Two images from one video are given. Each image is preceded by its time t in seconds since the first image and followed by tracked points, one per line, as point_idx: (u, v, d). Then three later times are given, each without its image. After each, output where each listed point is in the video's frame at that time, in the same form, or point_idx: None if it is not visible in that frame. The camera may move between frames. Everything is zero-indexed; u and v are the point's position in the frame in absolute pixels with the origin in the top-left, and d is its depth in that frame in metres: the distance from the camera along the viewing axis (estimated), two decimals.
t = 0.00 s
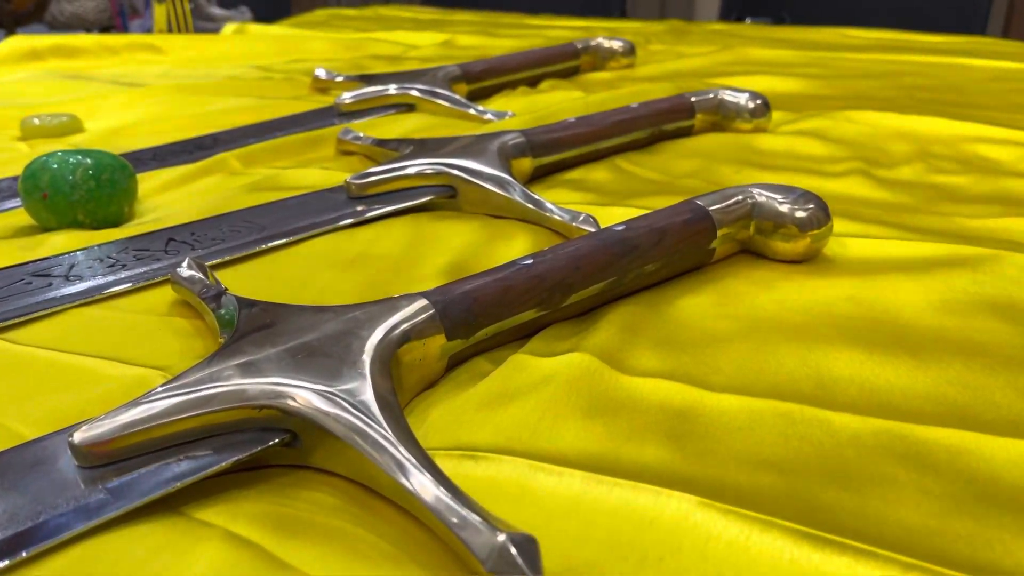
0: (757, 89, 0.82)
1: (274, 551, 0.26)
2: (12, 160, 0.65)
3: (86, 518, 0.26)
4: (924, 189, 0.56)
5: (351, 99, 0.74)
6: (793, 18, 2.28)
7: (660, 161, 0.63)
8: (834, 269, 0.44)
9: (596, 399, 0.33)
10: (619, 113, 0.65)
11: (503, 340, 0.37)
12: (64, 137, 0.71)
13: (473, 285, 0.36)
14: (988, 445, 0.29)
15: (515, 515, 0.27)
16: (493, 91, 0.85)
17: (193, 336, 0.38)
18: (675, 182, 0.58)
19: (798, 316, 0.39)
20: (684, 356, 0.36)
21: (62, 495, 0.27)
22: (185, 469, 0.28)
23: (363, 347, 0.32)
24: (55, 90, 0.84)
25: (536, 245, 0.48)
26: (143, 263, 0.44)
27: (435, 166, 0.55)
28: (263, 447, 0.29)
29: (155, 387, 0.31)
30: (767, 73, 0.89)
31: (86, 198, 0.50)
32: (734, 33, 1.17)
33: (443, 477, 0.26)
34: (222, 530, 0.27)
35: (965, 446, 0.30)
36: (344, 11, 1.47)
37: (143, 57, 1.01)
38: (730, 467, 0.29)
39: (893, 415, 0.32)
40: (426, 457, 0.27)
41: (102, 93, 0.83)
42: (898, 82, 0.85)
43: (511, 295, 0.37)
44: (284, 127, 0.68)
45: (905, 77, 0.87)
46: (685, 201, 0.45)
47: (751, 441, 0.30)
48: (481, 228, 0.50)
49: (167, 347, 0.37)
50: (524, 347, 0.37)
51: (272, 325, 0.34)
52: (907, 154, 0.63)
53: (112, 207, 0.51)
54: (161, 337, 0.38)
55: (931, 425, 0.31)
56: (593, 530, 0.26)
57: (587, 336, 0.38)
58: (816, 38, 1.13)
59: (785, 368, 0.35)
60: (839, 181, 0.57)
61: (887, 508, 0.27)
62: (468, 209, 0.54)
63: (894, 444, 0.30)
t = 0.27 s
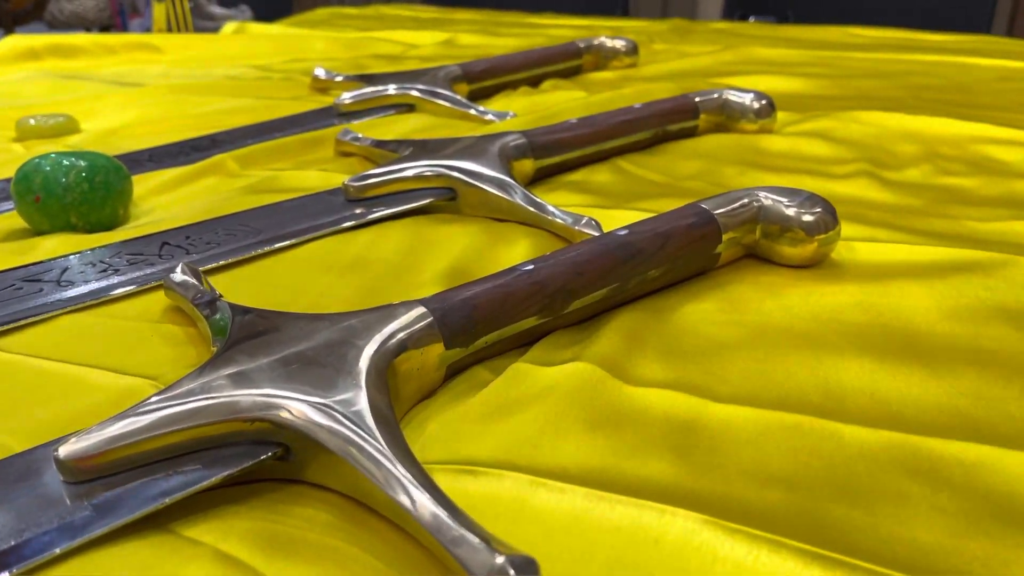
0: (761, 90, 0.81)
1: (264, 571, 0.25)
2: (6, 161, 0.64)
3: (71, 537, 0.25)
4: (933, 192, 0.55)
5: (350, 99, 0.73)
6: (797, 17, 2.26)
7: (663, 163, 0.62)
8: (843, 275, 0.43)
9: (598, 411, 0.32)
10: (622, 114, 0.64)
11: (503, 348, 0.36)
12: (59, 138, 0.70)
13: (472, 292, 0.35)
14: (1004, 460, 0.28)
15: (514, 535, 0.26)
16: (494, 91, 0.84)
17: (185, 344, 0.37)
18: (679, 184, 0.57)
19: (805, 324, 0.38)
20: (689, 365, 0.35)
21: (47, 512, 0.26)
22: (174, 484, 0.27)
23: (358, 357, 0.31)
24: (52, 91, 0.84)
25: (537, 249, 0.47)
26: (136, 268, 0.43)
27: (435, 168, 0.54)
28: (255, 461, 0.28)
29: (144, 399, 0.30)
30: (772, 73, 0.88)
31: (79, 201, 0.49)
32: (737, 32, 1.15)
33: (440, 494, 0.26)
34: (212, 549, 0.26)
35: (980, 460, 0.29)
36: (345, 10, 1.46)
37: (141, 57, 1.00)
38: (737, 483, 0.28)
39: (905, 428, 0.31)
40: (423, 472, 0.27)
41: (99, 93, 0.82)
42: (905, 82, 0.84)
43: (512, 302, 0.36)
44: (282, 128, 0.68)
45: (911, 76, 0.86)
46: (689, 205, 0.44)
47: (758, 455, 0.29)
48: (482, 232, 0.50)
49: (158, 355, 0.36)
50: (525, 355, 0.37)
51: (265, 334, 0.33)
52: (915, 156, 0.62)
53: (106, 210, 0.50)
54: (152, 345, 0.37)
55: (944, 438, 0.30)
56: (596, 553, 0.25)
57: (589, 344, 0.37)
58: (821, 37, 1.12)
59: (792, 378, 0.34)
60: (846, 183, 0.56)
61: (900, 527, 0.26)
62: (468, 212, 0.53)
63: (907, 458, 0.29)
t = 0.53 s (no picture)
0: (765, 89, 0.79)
1: None
2: None
3: (48, 555, 0.24)
4: (940, 193, 0.54)
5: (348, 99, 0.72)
6: (801, 15, 2.25)
7: (665, 163, 0.60)
8: (849, 279, 0.42)
9: (597, 421, 0.31)
10: (623, 113, 0.62)
11: (500, 355, 0.35)
12: (53, 138, 0.69)
13: (468, 297, 0.34)
14: (1019, 474, 0.27)
15: (509, 554, 0.25)
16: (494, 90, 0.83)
17: (174, 350, 0.36)
18: (682, 186, 0.56)
19: (811, 330, 0.37)
20: (691, 373, 0.34)
21: (23, 529, 0.25)
22: (157, 499, 0.26)
23: (349, 366, 0.30)
24: (47, 90, 0.83)
25: (536, 252, 0.46)
26: (126, 272, 0.42)
27: (432, 168, 0.53)
28: (241, 475, 0.27)
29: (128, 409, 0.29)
30: (775, 71, 0.86)
31: (69, 202, 0.48)
32: (741, 30, 1.14)
33: (432, 511, 0.25)
34: (195, 567, 0.25)
35: (994, 474, 0.28)
36: (344, 8, 1.45)
37: (138, 55, 0.99)
38: (741, 498, 0.27)
39: (915, 439, 0.30)
40: (414, 487, 0.26)
41: (94, 92, 0.81)
42: (911, 81, 0.82)
43: (509, 308, 0.35)
44: (278, 128, 0.67)
45: (917, 75, 0.85)
46: (692, 207, 0.43)
47: (763, 468, 0.28)
48: (480, 234, 0.49)
49: (146, 362, 0.35)
50: (522, 362, 0.36)
51: (254, 341, 0.32)
52: (922, 156, 0.61)
53: (97, 212, 0.49)
54: (140, 351, 0.36)
55: (956, 450, 0.29)
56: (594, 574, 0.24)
57: (588, 351, 0.36)
58: (826, 35, 1.10)
59: (798, 387, 0.33)
60: (851, 184, 0.55)
61: (911, 545, 0.25)
62: (466, 213, 0.52)
63: (917, 471, 0.28)
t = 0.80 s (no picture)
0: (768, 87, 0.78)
1: None
2: None
3: (22, 573, 0.23)
4: (949, 193, 0.53)
5: (345, 97, 0.71)
6: (805, 13, 2.23)
7: (667, 163, 0.59)
8: (856, 282, 0.41)
9: (596, 431, 0.30)
10: (624, 112, 0.61)
11: (496, 361, 0.34)
12: (46, 137, 0.68)
13: (463, 302, 0.33)
14: None
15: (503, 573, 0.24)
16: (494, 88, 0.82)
17: (162, 356, 0.35)
18: (684, 186, 0.55)
19: (817, 335, 0.36)
20: (693, 381, 0.33)
21: None
22: (138, 514, 0.25)
23: (339, 375, 0.29)
24: (41, 88, 0.82)
25: (535, 254, 0.45)
26: (114, 275, 0.41)
27: (429, 168, 0.52)
28: (226, 488, 0.26)
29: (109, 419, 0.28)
30: (779, 69, 0.85)
31: (57, 203, 0.47)
32: (744, 27, 1.13)
33: (422, 528, 0.24)
34: None
35: (1009, 487, 0.26)
36: (344, 5, 1.44)
37: (134, 53, 0.98)
38: (746, 513, 0.26)
39: (926, 450, 0.29)
40: (404, 503, 0.25)
41: (89, 91, 0.80)
42: (917, 78, 0.81)
43: (506, 313, 0.34)
44: (274, 127, 0.66)
45: (924, 72, 0.84)
46: (694, 208, 0.42)
47: (769, 481, 0.27)
48: (477, 236, 0.47)
49: (133, 369, 0.34)
50: (519, 369, 0.35)
51: (241, 348, 0.31)
52: (929, 155, 0.60)
53: (86, 213, 0.48)
54: (127, 358, 0.35)
55: (969, 462, 0.28)
56: None
57: (588, 357, 0.35)
58: (830, 32, 1.09)
59: (804, 395, 0.32)
60: (857, 184, 0.54)
61: (922, 564, 0.24)
62: (463, 214, 0.51)
63: (929, 485, 0.27)
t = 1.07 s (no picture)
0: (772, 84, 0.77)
1: None
2: None
3: None
4: (957, 193, 0.52)
5: (342, 95, 0.70)
6: (808, 10, 2.22)
7: (669, 162, 0.58)
8: (863, 285, 0.40)
9: (595, 442, 0.29)
10: (625, 110, 0.60)
11: (493, 368, 0.33)
12: (37, 136, 0.67)
13: (457, 307, 0.32)
14: None
15: None
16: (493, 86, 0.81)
17: (147, 362, 0.34)
18: (687, 186, 0.54)
19: (823, 341, 0.35)
20: (696, 388, 0.32)
21: None
22: (116, 530, 0.24)
23: (327, 384, 0.28)
24: (34, 86, 0.81)
25: (533, 256, 0.44)
26: (101, 278, 0.40)
27: (425, 168, 0.51)
28: (208, 503, 0.25)
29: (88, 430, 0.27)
30: (783, 66, 0.84)
31: (44, 202, 0.46)
32: (746, 24, 1.12)
33: (412, 547, 0.23)
34: None
35: None
36: (343, 2, 1.43)
37: (129, 51, 0.97)
38: (750, 529, 0.25)
39: (939, 461, 0.28)
40: (393, 520, 0.24)
41: (82, 89, 0.79)
42: (923, 76, 0.80)
43: (502, 318, 0.32)
44: (269, 126, 0.65)
45: (930, 69, 0.82)
46: (697, 208, 0.41)
47: (775, 496, 0.26)
48: (474, 237, 0.46)
49: (117, 376, 0.33)
50: (516, 376, 0.33)
51: (227, 355, 0.30)
52: (937, 154, 0.59)
53: (74, 213, 0.47)
54: (112, 364, 0.34)
55: (984, 475, 0.27)
56: None
57: (587, 363, 0.33)
58: (834, 28, 1.08)
59: (811, 405, 0.31)
60: (863, 184, 0.53)
61: None
62: (461, 214, 0.50)
63: (942, 500, 0.26)
